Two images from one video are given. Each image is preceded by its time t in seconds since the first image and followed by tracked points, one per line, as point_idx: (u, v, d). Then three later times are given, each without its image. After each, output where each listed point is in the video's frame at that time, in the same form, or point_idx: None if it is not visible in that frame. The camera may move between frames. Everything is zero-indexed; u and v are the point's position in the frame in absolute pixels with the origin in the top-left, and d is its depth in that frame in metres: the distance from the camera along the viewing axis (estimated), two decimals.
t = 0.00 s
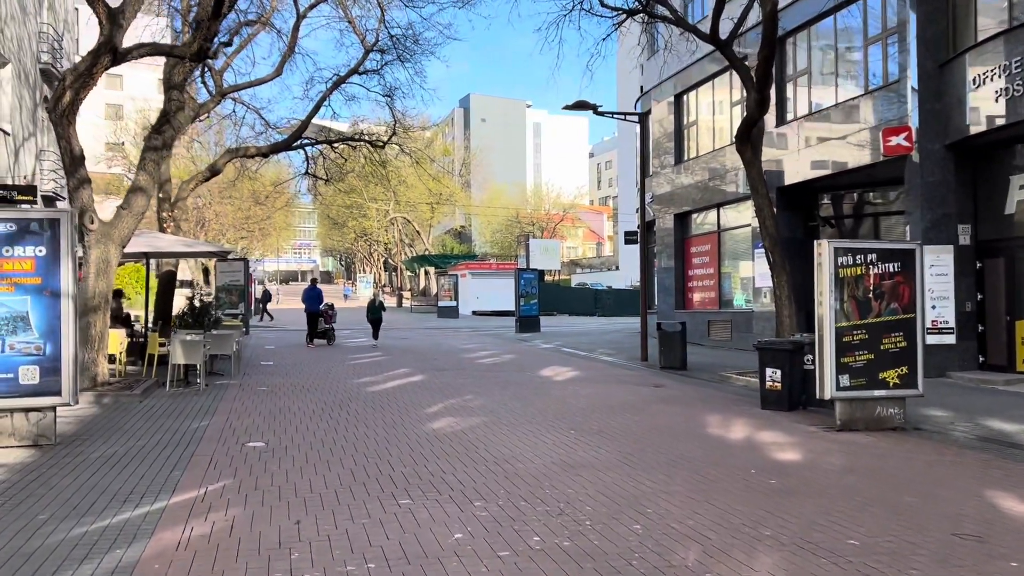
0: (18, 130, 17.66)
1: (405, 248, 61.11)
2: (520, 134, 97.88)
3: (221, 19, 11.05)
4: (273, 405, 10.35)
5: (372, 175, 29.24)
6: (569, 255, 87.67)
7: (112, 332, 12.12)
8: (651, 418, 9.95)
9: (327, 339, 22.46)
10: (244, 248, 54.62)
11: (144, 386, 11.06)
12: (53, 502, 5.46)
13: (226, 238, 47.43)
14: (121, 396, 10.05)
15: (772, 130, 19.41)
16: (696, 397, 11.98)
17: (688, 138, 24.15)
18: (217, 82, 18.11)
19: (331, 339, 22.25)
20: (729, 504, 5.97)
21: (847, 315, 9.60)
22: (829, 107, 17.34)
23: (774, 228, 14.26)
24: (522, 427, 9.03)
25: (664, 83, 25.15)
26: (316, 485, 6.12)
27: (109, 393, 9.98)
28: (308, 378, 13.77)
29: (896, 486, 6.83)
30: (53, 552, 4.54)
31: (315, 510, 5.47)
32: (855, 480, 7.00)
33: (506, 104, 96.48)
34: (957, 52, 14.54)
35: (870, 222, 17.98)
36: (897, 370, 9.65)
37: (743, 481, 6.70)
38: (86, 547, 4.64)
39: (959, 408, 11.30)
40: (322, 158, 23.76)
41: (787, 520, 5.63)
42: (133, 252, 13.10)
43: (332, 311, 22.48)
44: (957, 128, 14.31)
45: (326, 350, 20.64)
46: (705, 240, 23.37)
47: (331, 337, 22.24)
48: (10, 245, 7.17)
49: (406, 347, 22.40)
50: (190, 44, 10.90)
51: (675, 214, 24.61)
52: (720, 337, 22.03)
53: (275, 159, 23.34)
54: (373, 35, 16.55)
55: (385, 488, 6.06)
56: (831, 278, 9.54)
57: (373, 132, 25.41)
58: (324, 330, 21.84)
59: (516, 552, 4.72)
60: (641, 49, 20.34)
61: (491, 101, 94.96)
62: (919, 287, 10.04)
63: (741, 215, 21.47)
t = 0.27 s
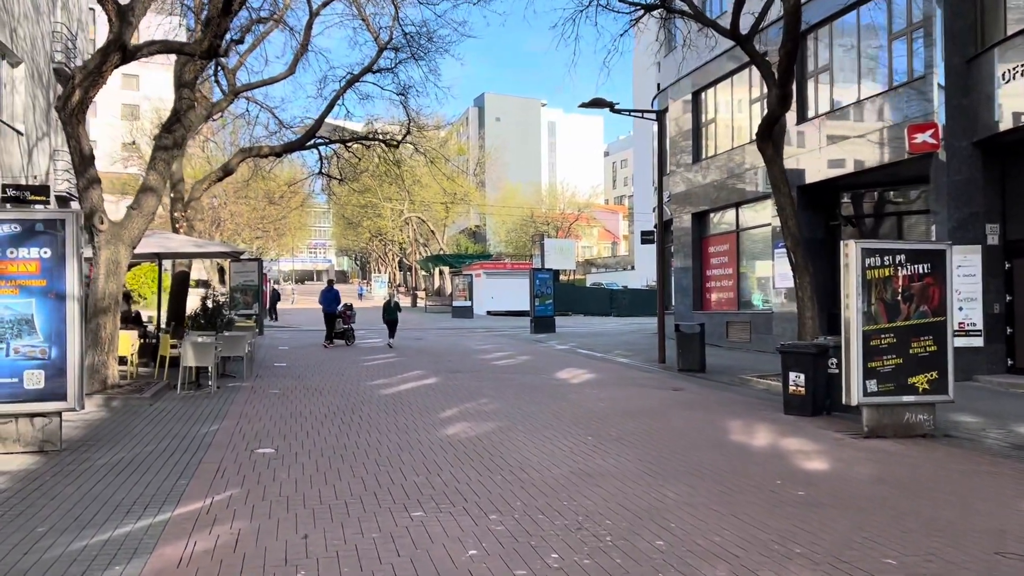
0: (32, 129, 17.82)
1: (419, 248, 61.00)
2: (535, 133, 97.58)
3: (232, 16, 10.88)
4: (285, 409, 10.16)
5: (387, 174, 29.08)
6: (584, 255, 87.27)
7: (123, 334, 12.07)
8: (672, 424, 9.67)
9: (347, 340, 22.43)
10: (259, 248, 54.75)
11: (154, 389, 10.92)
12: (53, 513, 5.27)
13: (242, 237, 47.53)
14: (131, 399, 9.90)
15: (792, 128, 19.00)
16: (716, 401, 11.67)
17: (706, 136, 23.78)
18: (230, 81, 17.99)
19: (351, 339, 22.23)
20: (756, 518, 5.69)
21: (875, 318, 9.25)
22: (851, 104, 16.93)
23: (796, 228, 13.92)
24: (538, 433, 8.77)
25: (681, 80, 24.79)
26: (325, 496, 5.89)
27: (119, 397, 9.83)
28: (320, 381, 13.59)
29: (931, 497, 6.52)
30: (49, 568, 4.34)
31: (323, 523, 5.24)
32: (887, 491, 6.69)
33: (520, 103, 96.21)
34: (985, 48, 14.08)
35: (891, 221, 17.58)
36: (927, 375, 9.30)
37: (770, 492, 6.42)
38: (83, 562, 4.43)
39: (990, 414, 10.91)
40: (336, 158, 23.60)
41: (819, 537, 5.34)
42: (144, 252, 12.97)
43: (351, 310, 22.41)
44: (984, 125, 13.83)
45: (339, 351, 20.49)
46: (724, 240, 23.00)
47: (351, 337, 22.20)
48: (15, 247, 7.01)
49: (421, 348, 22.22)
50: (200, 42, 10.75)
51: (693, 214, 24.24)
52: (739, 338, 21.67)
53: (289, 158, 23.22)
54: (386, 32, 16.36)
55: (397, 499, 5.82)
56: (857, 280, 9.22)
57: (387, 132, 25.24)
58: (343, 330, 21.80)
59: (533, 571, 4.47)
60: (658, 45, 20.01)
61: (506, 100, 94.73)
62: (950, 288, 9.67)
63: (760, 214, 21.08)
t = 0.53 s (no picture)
0: (42, 124, 17.78)
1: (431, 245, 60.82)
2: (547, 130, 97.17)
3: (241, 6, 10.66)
4: (295, 407, 9.95)
5: (399, 170, 28.88)
6: (597, 252, 86.84)
7: (132, 330, 11.95)
8: (692, 423, 9.38)
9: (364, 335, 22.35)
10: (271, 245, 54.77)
11: (163, 386, 10.74)
12: (53, 516, 5.06)
13: (254, 234, 47.52)
14: (139, 396, 9.72)
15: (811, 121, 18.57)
16: (736, 400, 11.36)
17: (722, 130, 23.40)
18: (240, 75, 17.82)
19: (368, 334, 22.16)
20: (787, 523, 5.41)
21: (904, 314, 8.90)
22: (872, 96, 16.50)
23: (817, 222, 13.57)
24: (555, 433, 8.50)
25: (697, 73, 24.41)
26: (336, 498, 5.65)
27: (127, 394, 9.66)
28: (331, 378, 13.37)
29: (969, 501, 6.20)
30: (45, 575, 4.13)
31: (333, 527, 5.00)
32: (922, 494, 6.38)
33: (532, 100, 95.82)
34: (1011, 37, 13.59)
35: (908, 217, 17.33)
36: (957, 372, 8.94)
37: (799, 495, 6.12)
38: (81, 569, 4.21)
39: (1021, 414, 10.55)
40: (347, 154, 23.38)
41: (855, 543, 5.05)
42: (152, 247, 12.81)
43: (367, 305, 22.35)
44: (1011, 116, 13.38)
45: (351, 347, 20.31)
46: (740, 235, 22.63)
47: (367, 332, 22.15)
48: (17, 240, 6.83)
49: (433, 345, 22.02)
50: (209, 32, 10.55)
51: (708, 209, 23.87)
52: (756, 335, 21.32)
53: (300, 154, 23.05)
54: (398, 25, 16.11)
55: (410, 502, 5.57)
56: (885, 274, 8.87)
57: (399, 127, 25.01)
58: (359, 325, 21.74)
59: None
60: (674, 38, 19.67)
61: (518, 97, 94.38)
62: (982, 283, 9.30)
63: (778, 209, 20.70)
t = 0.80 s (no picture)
0: (49, 119, 17.62)
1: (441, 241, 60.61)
2: (557, 125, 96.74)
3: None
4: (303, 408, 9.72)
5: (408, 165, 28.62)
6: (607, 248, 86.45)
7: (139, 327, 11.78)
8: (711, 426, 9.08)
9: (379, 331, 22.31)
10: (281, 241, 54.66)
11: (169, 386, 10.53)
12: (49, 526, 4.82)
13: (263, 230, 47.45)
14: (144, 396, 9.51)
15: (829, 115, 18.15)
16: (756, 401, 11.05)
17: (737, 125, 23.02)
18: (249, 68, 17.60)
19: (384, 331, 22.13)
20: (818, 536, 5.11)
21: (932, 313, 8.56)
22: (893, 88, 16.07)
23: (837, 218, 13.22)
24: (570, 436, 8.23)
25: (711, 67, 24.03)
26: (345, 507, 5.40)
27: (132, 394, 9.45)
28: (341, 377, 13.14)
29: (1009, 510, 5.87)
30: None
31: (341, 539, 4.74)
32: (958, 502, 6.06)
33: (542, 95, 95.40)
34: None
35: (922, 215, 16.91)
36: (988, 374, 8.60)
37: (829, 503, 5.82)
38: None
39: None
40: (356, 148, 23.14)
41: (892, 558, 4.75)
42: (158, 243, 12.61)
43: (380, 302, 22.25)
44: None
45: (360, 345, 20.09)
46: (755, 231, 22.27)
47: (383, 329, 22.10)
48: (16, 236, 6.61)
49: (443, 342, 21.76)
50: (215, 22, 10.30)
51: (723, 205, 23.49)
52: (772, 333, 20.96)
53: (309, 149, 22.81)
54: (409, 17, 15.83)
55: (422, 511, 5.31)
56: (914, 272, 8.53)
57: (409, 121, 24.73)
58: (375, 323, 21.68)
59: None
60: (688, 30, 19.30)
61: (527, 93, 93.99)
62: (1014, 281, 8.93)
63: (795, 204, 20.34)
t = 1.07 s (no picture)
0: (50, 110, 17.42)
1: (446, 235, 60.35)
2: (563, 118, 96.27)
3: None
4: (305, 403, 9.49)
5: (413, 158, 28.37)
6: (613, 241, 86.07)
7: (140, 321, 11.58)
8: (725, 423, 8.82)
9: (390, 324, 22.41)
10: (286, 234, 54.50)
11: (169, 380, 10.32)
12: (36, 530, 4.60)
13: (268, 224, 47.29)
14: (143, 391, 9.31)
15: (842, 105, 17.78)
16: (769, 396, 10.77)
17: (747, 116, 22.67)
18: (252, 58, 17.35)
19: (395, 323, 22.27)
20: (843, 540, 4.86)
21: (955, 306, 8.27)
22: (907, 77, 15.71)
23: (852, 209, 12.91)
24: (579, 433, 7.98)
25: (720, 57, 23.66)
26: (346, 509, 5.16)
27: (130, 389, 9.25)
28: (345, 371, 12.92)
29: None
30: None
31: (341, 544, 4.50)
32: (987, 504, 5.79)
33: (548, 88, 94.94)
34: None
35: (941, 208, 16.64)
36: (1012, 370, 8.31)
37: (853, 505, 5.56)
38: None
39: None
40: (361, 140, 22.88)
41: (923, 565, 4.48)
42: (158, 235, 12.39)
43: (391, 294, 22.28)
44: None
45: (365, 338, 19.88)
46: (765, 224, 21.95)
47: (394, 322, 22.21)
48: (6, 227, 6.39)
49: (448, 336, 21.54)
50: (216, 9, 10.03)
51: (732, 197, 23.15)
52: (782, 327, 20.65)
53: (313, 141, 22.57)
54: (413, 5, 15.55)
55: (428, 514, 5.07)
56: (936, 264, 8.23)
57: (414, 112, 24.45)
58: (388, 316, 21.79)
59: None
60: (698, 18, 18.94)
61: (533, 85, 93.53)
62: None
63: (806, 196, 20.02)
